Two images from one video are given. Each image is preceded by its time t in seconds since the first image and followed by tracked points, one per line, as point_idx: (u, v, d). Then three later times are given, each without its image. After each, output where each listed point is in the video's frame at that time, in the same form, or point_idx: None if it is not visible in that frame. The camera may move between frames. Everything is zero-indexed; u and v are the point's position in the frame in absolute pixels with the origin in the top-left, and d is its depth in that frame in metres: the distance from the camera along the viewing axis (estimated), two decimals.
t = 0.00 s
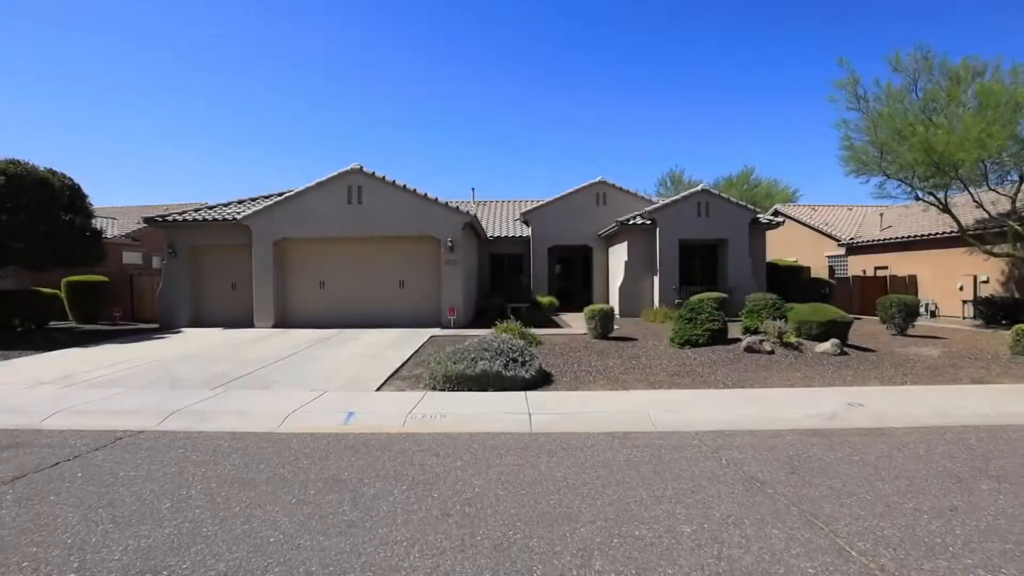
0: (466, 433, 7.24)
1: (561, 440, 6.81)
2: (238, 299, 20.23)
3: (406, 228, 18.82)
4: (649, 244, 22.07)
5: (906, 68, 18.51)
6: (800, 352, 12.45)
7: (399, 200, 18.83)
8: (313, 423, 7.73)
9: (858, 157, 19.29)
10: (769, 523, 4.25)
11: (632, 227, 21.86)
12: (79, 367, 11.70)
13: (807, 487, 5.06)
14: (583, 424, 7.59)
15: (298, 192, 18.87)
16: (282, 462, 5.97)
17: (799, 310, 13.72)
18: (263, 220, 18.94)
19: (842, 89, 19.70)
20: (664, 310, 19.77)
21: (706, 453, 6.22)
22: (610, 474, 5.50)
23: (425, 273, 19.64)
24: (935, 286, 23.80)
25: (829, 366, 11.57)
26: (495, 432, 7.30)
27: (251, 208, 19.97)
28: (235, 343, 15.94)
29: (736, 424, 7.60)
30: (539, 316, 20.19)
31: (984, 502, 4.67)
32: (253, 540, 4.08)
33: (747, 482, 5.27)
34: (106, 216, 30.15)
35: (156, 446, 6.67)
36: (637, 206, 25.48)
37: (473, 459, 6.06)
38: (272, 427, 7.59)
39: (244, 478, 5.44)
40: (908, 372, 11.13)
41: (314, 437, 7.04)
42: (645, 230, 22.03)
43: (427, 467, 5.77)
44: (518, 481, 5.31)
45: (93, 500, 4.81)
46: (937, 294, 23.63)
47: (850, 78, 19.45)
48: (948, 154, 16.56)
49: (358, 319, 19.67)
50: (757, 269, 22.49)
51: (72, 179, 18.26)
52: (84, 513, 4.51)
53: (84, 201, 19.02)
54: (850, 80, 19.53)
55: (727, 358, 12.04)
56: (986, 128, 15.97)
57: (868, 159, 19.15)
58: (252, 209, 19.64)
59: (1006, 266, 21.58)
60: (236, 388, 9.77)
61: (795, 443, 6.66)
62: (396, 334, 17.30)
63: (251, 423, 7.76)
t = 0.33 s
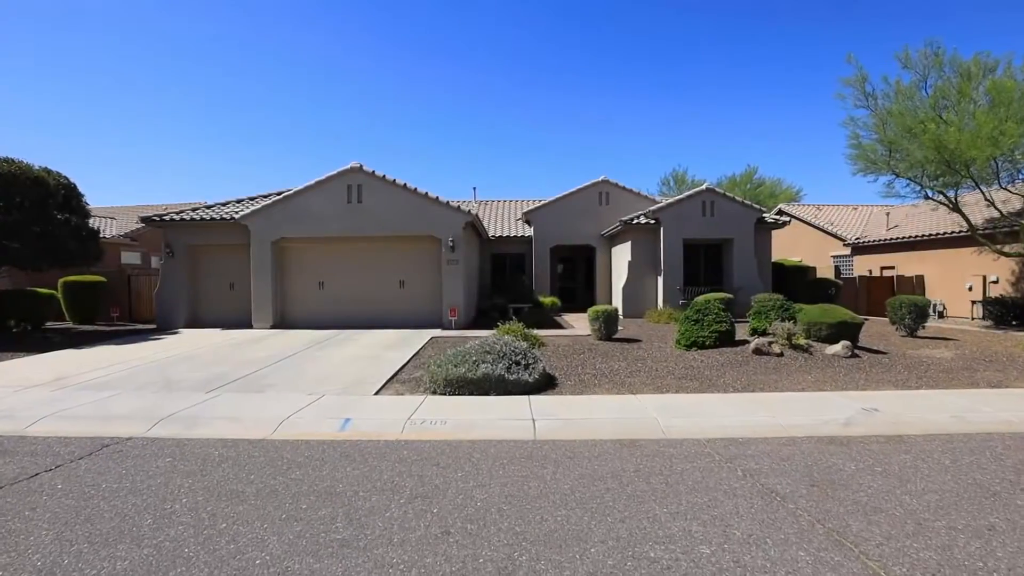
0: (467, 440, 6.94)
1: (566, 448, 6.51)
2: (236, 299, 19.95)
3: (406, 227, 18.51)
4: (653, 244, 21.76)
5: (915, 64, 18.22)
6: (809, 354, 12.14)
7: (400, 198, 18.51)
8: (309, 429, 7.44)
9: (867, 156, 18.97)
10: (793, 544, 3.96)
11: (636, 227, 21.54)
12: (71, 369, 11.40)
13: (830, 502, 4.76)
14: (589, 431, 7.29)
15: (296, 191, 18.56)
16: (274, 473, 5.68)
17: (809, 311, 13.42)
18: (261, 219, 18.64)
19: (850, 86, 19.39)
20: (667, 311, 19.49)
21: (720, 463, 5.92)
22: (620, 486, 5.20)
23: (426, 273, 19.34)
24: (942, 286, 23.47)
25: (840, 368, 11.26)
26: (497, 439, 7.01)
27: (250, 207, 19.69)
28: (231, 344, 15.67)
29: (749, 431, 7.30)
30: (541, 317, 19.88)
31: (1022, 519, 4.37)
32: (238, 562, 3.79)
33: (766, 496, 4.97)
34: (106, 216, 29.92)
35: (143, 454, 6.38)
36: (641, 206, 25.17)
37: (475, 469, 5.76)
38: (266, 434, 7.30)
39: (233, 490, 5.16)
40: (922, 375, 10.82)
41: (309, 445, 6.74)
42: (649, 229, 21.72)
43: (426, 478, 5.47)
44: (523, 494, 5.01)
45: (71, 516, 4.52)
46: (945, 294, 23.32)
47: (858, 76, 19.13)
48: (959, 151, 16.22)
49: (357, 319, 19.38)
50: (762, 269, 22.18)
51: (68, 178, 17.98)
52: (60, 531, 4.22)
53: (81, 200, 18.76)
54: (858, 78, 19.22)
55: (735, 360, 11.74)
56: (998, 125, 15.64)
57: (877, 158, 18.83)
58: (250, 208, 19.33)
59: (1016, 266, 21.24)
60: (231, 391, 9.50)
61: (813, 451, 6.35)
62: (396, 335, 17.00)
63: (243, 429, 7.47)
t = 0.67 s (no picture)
0: (468, 448, 6.62)
1: (572, 457, 6.20)
2: (234, 299, 19.65)
3: (407, 226, 18.20)
4: (657, 244, 21.43)
5: (925, 60, 17.92)
6: (820, 357, 11.81)
7: (400, 197, 18.20)
8: (302, 435, 7.13)
9: (875, 153, 18.66)
10: (823, 568, 3.65)
11: (640, 226, 21.22)
12: (62, 372, 11.09)
13: (858, 519, 4.45)
14: (596, 438, 6.97)
15: (294, 190, 18.25)
16: (263, 485, 5.36)
17: (819, 312, 13.09)
18: (259, 218, 18.33)
19: (858, 83, 19.07)
20: (671, 312, 19.18)
21: (735, 473, 5.60)
22: (631, 499, 4.90)
23: (427, 272, 19.04)
24: (950, 286, 23.13)
25: (853, 371, 10.93)
26: (499, 447, 6.70)
27: (248, 206, 19.38)
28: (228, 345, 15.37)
29: (764, 438, 6.97)
30: (543, 317, 19.55)
31: None
32: None
33: (788, 511, 4.65)
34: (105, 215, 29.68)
35: (127, 463, 6.07)
36: (644, 205, 24.84)
37: (476, 480, 5.44)
38: (259, 440, 7.00)
39: (219, 504, 4.84)
40: (937, 378, 10.50)
41: (302, 453, 6.43)
42: (653, 229, 21.39)
43: (426, 490, 5.16)
44: (527, 509, 4.69)
45: (44, 533, 4.21)
46: (953, 294, 22.97)
47: (867, 72, 18.82)
48: (972, 148, 15.87)
49: (356, 320, 19.08)
50: (768, 269, 21.85)
51: (63, 176, 17.68)
52: (30, 552, 3.91)
53: (75, 198, 18.47)
54: (867, 74, 18.90)
55: (744, 363, 11.41)
56: (1011, 122, 15.32)
57: (886, 156, 18.51)
58: (248, 207, 19.02)
59: None
60: (225, 394, 9.20)
61: (831, 461, 6.04)
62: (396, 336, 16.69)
63: (236, 436, 7.15)
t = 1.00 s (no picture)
0: (469, 456, 6.31)
1: (579, 467, 5.88)
2: (231, 299, 19.35)
3: (407, 225, 17.89)
4: (661, 243, 21.10)
5: (934, 55, 17.57)
6: (831, 359, 11.47)
7: (400, 195, 17.89)
8: (295, 442, 6.81)
9: (883, 151, 18.32)
10: None
11: (644, 225, 20.89)
12: (52, 374, 10.78)
13: (889, 538, 4.13)
14: (603, 445, 6.65)
15: (292, 188, 17.94)
16: (251, 497, 5.04)
17: (829, 313, 12.76)
18: (256, 217, 18.03)
19: (866, 79, 18.73)
20: (675, 313, 18.86)
21: (751, 486, 5.28)
22: (642, 514, 4.58)
23: (427, 272, 18.73)
24: (959, 286, 22.77)
25: (866, 374, 10.60)
26: (501, 455, 6.38)
27: (245, 205, 19.07)
28: (224, 346, 15.08)
29: (779, 445, 6.65)
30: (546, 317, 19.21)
31: None
32: None
33: (812, 528, 4.32)
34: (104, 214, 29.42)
35: (109, 472, 5.75)
36: (648, 204, 24.50)
37: (477, 493, 5.12)
38: (250, 447, 6.68)
39: (201, 519, 4.52)
40: (953, 381, 10.16)
41: (294, 462, 6.11)
42: (657, 228, 21.06)
43: (423, 504, 4.84)
44: (532, 526, 4.37)
45: (10, 554, 3.90)
46: (961, 294, 22.62)
47: (875, 68, 18.47)
48: (983, 145, 15.48)
49: (356, 320, 18.79)
50: (774, 269, 21.51)
51: (57, 174, 17.40)
52: None
53: (70, 197, 18.20)
54: (875, 70, 18.55)
55: (753, 365, 11.08)
56: None
57: (894, 154, 18.16)
58: (246, 206, 18.72)
59: None
60: (217, 398, 8.89)
61: (852, 471, 5.71)
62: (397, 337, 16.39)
63: (226, 443, 6.83)
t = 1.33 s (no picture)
0: (470, 465, 6.00)
1: (586, 477, 5.55)
2: (228, 300, 19.05)
3: (407, 224, 17.58)
4: (665, 243, 20.77)
5: (944, 51, 17.23)
6: (843, 361, 11.14)
7: (399, 193, 17.56)
8: (286, 450, 6.49)
9: (892, 149, 18.00)
10: None
11: (648, 224, 20.55)
12: (40, 377, 10.48)
13: (924, 559, 3.81)
14: (610, 453, 6.33)
15: (290, 186, 17.62)
16: (236, 511, 4.72)
17: (840, 313, 12.43)
18: (253, 215, 17.71)
19: (875, 75, 18.37)
20: (679, 313, 18.57)
21: (769, 498, 4.95)
22: (656, 530, 4.27)
23: (427, 272, 18.43)
24: (968, 286, 22.40)
25: (879, 376, 10.27)
26: (503, 463, 6.07)
27: (242, 203, 18.76)
28: (220, 348, 14.78)
29: (794, 454, 6.33)
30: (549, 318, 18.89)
31: None
32: None
33: (839, 548, 4.00)
34: (101, 213, 29.07)
35: (88, 482, 5.43)
36: (651, 203, 24.16)
37: (477, 506, 4.79)
38: (239, 457, 6.35)
39: (180, 537, 4.21)
40: (970, 384, 9.83)
41: (284, 472, 5.79)
42: (661, 227, 20.72)
43: (420, 519, 4.52)
44: (536, 544, 4.05)
45: None
46: (970, 295, 22.28)
47: (883, 64, 18.12)
48: (996, 141, 15.10)
49: (355, 320, 18.49)
50: (779, 269, 21.18)
51: (50, 172, 17.11)
52: None
53: (64, 195, 17.92)
54: (883, 66, 18.20)
55: (763, 367, 10.75)
56: None
57: (902, 152, 17.85)
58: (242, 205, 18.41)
59: None
60: (209, 402, 8.58)
61: (876, 482, 5.38)
62: (396, 338, 16.07)
63: (215, 451, 6.51)
